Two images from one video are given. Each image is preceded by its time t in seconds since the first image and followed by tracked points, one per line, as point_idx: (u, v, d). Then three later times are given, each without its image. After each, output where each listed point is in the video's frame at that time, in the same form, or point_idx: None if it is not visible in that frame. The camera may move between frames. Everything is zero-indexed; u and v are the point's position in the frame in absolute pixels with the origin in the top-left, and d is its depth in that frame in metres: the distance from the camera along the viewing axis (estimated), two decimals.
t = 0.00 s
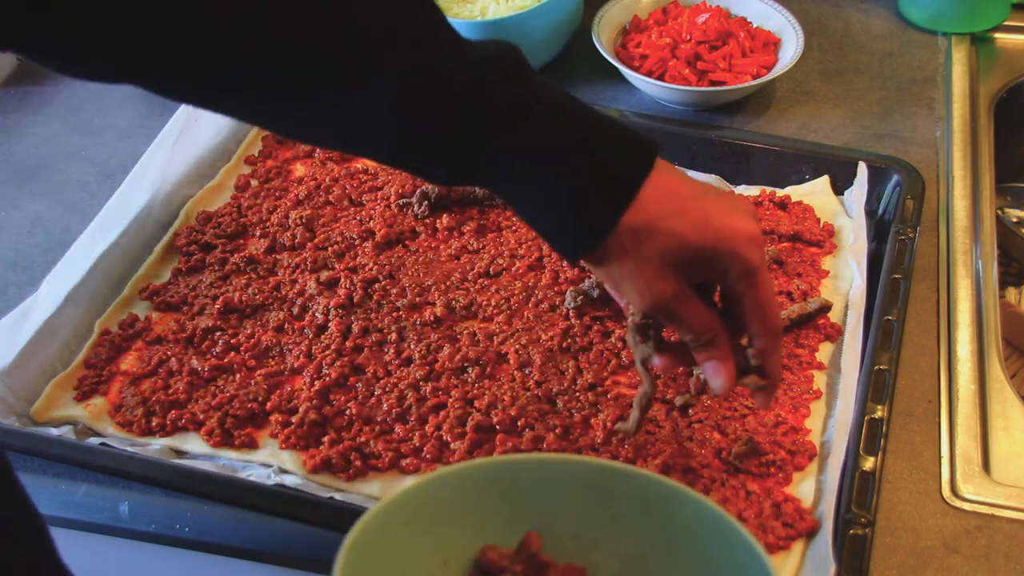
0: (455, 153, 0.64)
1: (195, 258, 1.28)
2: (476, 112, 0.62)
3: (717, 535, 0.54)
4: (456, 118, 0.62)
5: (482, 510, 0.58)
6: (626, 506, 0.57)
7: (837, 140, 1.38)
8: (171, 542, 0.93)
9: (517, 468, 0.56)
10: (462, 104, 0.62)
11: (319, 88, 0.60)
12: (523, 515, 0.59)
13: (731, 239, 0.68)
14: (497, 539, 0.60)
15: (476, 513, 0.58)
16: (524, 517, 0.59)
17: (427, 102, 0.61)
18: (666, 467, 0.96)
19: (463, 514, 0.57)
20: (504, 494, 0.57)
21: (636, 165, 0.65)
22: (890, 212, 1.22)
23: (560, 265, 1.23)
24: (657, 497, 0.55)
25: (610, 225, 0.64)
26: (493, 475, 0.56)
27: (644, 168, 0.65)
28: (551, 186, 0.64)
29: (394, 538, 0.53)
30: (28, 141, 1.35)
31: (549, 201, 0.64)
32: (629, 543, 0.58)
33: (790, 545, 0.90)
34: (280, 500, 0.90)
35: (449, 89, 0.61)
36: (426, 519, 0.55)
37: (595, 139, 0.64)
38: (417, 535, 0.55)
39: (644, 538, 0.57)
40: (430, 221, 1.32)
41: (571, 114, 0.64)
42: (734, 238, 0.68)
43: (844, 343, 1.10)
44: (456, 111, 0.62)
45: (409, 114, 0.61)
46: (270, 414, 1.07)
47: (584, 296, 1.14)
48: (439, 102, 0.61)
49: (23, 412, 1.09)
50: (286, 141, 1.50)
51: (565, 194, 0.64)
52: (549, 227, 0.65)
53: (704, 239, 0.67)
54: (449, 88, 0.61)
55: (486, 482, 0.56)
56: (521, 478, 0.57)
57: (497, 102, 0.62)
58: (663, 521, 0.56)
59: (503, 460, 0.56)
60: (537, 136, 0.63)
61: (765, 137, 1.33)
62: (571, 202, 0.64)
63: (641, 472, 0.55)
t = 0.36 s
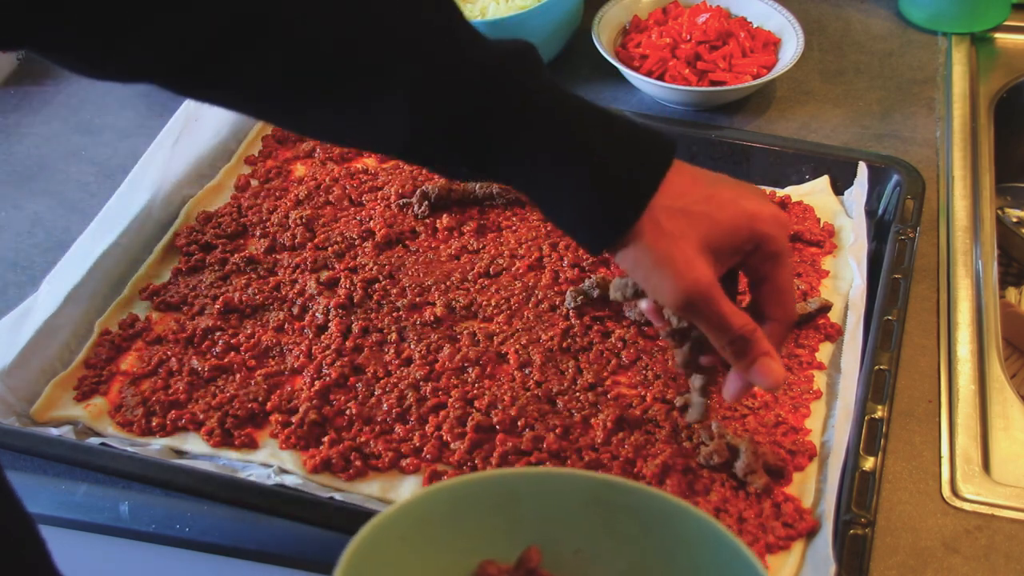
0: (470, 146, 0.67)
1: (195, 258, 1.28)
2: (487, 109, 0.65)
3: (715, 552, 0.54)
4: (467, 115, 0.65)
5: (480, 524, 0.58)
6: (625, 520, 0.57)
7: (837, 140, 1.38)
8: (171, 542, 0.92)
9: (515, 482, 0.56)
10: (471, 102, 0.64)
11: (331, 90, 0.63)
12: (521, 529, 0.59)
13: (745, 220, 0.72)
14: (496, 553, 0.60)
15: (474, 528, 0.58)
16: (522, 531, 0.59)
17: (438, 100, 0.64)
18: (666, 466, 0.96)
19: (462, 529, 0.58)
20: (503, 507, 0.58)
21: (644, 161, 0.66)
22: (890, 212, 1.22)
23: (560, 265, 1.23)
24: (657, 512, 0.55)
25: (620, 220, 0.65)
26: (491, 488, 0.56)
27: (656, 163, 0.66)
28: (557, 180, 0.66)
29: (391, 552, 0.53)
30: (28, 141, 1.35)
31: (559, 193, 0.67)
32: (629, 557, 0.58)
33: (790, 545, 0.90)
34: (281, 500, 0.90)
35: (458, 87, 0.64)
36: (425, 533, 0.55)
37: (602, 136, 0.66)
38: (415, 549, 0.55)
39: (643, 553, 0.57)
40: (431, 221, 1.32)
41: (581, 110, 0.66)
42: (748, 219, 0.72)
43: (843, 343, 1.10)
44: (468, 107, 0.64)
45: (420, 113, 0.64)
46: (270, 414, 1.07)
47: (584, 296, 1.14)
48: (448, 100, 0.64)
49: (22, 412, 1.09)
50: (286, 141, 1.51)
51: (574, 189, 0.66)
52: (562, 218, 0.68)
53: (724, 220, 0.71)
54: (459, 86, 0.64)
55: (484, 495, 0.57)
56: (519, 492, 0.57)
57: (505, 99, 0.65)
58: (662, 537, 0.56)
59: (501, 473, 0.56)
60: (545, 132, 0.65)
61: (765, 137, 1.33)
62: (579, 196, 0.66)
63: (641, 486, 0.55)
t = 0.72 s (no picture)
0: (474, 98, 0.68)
1: (195, 258, 1.28)
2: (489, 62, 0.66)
3: (703, 562, 0.53)
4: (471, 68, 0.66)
5: (466, 534, 0.58)
6: (613, 528, 0.56)
7: (837, 140, 1.38)
8: (171, 542, 0.92)
9: (504, 490, 0.56)
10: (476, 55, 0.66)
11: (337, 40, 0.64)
12: (508, 538, 0.59)
13: (732, 203, 0.71)
14: (482, 563, 0.60)
15: (460, 537, 0.58)
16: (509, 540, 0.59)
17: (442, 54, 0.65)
18: (665, 466, 0.96)
19: (448, 538, 0.57)
20: (491, 516, 0.58)
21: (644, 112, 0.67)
22: (890, 212, 1.22)
23: (560, 265, 1.23)
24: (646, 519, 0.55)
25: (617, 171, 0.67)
26: (479, 496, 0.56)
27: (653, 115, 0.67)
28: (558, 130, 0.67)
29: (375, 559, 0.53)
30: (29, 141, 1.43)
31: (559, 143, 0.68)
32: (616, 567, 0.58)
33: (790, 545, 0.90)
34: (281, 500, 0.91)
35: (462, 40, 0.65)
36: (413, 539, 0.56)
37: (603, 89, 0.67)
38: (400, 556, 0.55)
39: (630, 562, 0.57)
40: (430, 221, 1.32)
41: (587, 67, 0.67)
42: (733, 205, 0.72)
43: (843, 343, 1.10)
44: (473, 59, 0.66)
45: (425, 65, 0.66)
46: (270, 414, 1.07)
47: (584, 296, 1.14)
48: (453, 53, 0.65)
49: (22, 412, 1.09)
50: (286, 141, 1.50)
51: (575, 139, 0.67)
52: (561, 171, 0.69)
53: (711, 198, 0.70)
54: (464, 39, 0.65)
55: (471, 503, 0.57)
56: (507, 500, 0.57)
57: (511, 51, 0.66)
58: (650, 545, 0.56)
59: (489, 480, 0.56)
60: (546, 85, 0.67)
61: (765, 137, 1.34)
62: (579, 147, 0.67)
63: (628, 494, 0.55)
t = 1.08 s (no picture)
0: (427, 96, 0.68)
1: (195, 258, 1.28)
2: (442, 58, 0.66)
3: (686, 562, 0.54)
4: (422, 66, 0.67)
5: (455, 535, 0.58)
6: (597, 527, 0.57)
7: (837, 140, 1.38)
8: (171, 542, 0.92)
9: (493, 490, 0.57)
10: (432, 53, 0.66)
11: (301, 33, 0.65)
12: (493, 538, 0.59)
13: (702, 189, 0.73)
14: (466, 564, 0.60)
15: (447, 540, 0.58)
16: (493, 541, 0.60)
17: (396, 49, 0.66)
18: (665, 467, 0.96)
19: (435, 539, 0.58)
20: (478, 516, 0.58)
21: (600, 117, 0.68)
22: (890, 212, 1.22)
23: (560, 265, 1.23)
24: (630, 519, 0.55)
25: (574, 173, 0.68)
26: (466, 497, 0.57)
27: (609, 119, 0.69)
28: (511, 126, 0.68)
29: (364, 559, 0.53)
30: (29, 141, 1.43)
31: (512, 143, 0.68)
32: (597, 566, 0.58)
33: (790, 545, 0.90)
34: (282, 500, 0.91)
35: (420, 34, 0.65)
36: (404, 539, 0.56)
37: (566, 102, 0.68)
38: (388, 556, 0.55)
39: (611, 561, 0.58)
40: (430, 221, 1.32)
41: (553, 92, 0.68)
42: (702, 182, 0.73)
43: (844, 342, 1.10)
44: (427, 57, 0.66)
45: (384, 56, 0.66)
46: (270, 414, 1.07)
47: (584, 296, 1.14)
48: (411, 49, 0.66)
49: (22, 412, 1.09)
50: (286, 141, 1.50)
51: (531, 138, 0.67)
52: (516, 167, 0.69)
53: (677, 187, 0.71)
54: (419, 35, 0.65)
55: (460, 502, 0.57)
56: (494, 500, 0.57)
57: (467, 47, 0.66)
58: (632, 544, 0.56)
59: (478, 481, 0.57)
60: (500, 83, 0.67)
61: (765, 137, 1.33)
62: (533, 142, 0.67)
63: (612, 495, 0.55)
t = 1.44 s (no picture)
0: (369, 78, 0.65)
1: (195, 258, 1.27)
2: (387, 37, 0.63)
3: (695, 549, 0.54)
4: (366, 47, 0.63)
5: (461, 531, 0.58)
6: (604, 519, 0.57)
7: (837, 140, 1.38)
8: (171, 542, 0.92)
9: (498, 485, 0.57)
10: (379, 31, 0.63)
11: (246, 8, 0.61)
12: (501, 535, 0.59)
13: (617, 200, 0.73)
14: (476, 562, 0.60)
15: (453, 536, 0.58)
16: (502, 538, 0.59)
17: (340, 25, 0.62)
18: (665, 466, 0.96)
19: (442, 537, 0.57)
20: (485, 513, 0.58)
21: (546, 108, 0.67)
22: (890, 212, 1.22)
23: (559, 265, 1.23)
24: (637, 508, 0.55)
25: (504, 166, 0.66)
26: (473, 493, 0.57)
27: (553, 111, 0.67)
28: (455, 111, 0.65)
29: (373, 559, 0.53)
30: (29, 141, 1.44)
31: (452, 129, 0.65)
32: (607, 559, 0.58)
33: (790, 545, 0.90)
34: (282, 500, 0.91)
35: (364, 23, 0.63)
36: (411, 536, 0.55)
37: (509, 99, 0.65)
38: (397, 556, 0.55)
39: (621, 553, 0.57)
40: (430, 221, 1.32)
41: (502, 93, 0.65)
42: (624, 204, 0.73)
43: (843, 342, 1.10)
44: (372, 34, 0.63)
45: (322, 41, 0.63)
46: (270, 414, 1.07)
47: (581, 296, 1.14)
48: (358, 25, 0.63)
49: (22, 412, 1.09)
50: (286, 141, 1.50)
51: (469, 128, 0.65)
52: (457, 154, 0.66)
53: (596, 198, 0.72)
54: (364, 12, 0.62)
55: (467, 500, 0.57)
56: (501, 496, 0.57)
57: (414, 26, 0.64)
58: (640, 534, 0.56)
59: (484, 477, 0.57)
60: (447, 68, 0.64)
61: (765, 137, 1.34)
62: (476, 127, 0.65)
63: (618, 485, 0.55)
